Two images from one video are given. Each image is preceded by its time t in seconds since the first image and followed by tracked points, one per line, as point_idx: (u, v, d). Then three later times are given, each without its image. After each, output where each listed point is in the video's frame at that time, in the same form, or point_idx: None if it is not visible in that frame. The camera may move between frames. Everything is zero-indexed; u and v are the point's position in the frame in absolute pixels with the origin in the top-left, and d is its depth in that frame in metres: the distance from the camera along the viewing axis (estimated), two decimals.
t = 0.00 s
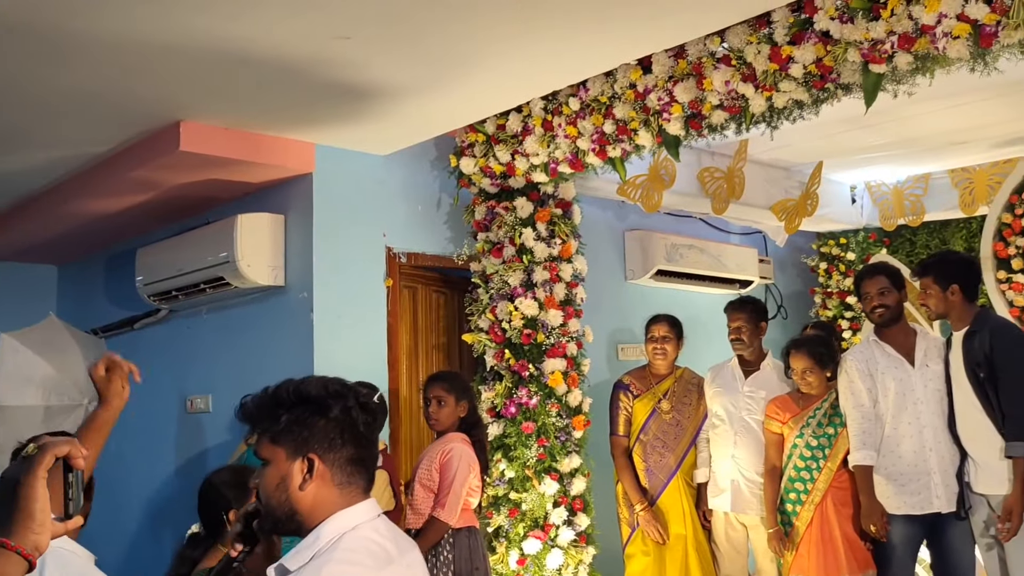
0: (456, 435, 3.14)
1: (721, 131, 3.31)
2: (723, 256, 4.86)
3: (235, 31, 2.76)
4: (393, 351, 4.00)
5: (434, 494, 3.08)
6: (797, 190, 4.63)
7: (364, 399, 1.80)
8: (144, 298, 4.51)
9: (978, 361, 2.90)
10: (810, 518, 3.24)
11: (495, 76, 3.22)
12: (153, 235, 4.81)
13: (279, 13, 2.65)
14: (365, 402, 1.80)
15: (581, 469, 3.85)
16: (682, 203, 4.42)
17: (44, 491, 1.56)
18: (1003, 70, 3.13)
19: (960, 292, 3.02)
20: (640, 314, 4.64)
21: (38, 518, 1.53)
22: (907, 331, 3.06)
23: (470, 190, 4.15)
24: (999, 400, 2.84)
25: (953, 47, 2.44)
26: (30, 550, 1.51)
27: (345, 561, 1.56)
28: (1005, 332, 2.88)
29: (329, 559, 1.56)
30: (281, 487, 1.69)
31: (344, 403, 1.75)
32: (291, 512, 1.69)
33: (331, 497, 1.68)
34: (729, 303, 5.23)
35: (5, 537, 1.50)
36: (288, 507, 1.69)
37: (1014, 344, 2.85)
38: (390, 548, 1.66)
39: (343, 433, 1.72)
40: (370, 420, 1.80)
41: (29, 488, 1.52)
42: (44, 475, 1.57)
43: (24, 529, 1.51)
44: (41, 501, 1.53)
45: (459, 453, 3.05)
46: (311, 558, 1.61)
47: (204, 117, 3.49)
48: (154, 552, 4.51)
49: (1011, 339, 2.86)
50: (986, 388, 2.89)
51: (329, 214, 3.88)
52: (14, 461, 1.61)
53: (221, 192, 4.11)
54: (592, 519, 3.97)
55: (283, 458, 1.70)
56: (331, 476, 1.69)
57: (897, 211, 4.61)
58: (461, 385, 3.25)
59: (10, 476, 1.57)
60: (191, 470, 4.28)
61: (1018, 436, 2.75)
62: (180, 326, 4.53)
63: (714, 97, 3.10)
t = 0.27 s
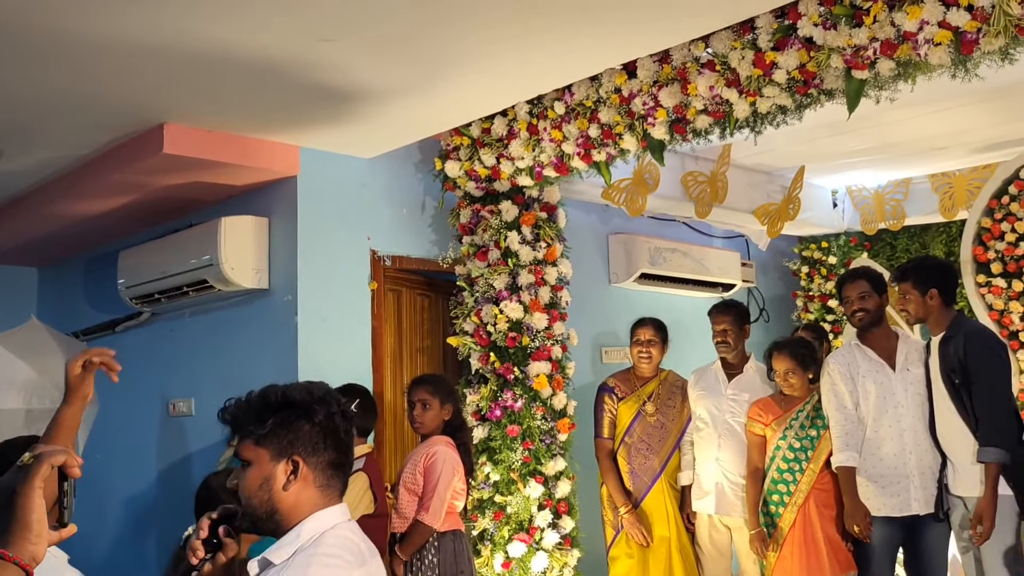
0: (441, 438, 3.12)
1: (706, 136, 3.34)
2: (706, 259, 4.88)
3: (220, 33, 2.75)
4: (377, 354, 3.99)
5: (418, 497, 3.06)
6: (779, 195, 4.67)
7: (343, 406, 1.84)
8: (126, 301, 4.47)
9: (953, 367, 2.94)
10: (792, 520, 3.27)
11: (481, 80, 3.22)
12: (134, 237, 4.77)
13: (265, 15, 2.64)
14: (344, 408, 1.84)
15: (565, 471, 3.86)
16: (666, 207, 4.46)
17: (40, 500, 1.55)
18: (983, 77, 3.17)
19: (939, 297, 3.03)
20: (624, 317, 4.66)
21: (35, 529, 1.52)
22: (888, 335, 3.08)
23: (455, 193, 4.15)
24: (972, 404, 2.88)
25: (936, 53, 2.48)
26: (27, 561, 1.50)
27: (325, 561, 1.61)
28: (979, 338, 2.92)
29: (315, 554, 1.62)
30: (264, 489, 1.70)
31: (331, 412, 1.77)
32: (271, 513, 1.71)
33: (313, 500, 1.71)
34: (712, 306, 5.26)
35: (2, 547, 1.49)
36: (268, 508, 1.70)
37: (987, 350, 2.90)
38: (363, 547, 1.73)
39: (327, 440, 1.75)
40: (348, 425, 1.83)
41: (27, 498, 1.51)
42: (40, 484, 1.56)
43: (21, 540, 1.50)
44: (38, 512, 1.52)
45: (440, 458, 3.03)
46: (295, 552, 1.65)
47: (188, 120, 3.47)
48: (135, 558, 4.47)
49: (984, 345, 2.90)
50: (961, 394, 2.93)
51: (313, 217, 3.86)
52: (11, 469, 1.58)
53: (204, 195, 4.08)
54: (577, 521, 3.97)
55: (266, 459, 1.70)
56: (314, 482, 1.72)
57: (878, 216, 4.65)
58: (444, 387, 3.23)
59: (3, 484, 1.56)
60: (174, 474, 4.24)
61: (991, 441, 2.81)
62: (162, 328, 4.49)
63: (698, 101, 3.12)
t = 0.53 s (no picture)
0: (433, 439, 3.10)
1: (698, 137, 3.35)
2: (697, 260, 4.89)
3: (213, 32, 2.74)
4: (368, 354, 3.98)
5: (410, 498, 3.04)
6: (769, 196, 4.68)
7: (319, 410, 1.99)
8: (115, 301, 4.43)
9: (944, 371, 2.92)
10: (782, 520, 3.28)
11: (474, 80, 3.22)
12: (123, 237, 4.74)
13: (258, 14, 2.63)
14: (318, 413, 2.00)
15: (557, 472, 3.85)
16: (656, 206, 4.46)
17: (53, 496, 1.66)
18: (974, 78, 3.19)
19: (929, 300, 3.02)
20: (615, 318, 4.67)
21: (48, 525, 1.64)
22: (881, 336, 3.11)
23: (447, 193, 4.14)
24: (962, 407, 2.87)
25: (927, 54, 2.50)
26: (42, 556, 1.63)
27: (308, 539, 1.74)
28: (969, 341, 2.90)
29: (297, 532, 1.74)
30: (260, 484, 1.80)
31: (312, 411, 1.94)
32: (261, 508, 1.81)
33: (301, 493, 1.85)
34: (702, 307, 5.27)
35: (17, 543, 1.62)
36: (260, 503, 1.80)
37: (977, 354, 2.88)
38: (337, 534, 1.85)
39: (312, 437, 1.89)
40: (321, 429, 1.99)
41: (40, 495, 1.63)
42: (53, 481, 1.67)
43: (35, 536, 1.62)
44: (51, 509, 1.64)
45: (432, 459, 3.01)
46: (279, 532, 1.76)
47: (179, 119, 3.45)
48: (122, 561, 4.43)
49: (974, 348, 2.88)
50: (951, 396, 2.92)
51: (305, 217, 3.84)
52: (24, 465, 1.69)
53: (195, 194, 4.06)
54: (568, 522, 3.97)
55: (262, 454, 1.81)
56: (303, 477, 1.85)
57: (868, 217, 4.69)
58: (438, 388, 3.22)
59: (19, 481, 1.66)
60: (163, 476, 4.21)
61: (978, 444, 2.78)
62: (152, 329, 4.46)
63: (691, 102, 3.13)
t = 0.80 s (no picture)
0: (429, 443, 3.05)
1: (697, 138, 3.34)
2: (693, 261, 4.89)
3: (209, 32, 2.72)
4: (365, 357, 3.96)
5: (402, 502, 2.97)
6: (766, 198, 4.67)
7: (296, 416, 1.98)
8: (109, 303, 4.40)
9: (949, 375, 2.80)
10: (782, 523, 3.27)
11: (472, 80, 3.21)
12: (116, 238, 4.70)
13: (255, 14, 2.61)
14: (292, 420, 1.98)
15: (555, 475, 3.83)
16: (653, 209, 4.39)
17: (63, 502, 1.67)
18: (975, 79, 3.18)
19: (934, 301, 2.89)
20: (612, 320, 4.65)
21: (60, 530, 1.64)
22: (884, 338, 3.08)
23: (444, 195, 4.12)
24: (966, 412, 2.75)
25: (928, 55, 2.50)
26: (53, 561, 1.62)
27: (310, 531, 1.77)
28: (976, 346, 2.76)
29: (302, 526, 1.76)
30: (249, 490, 1.80)
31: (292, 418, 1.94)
32: (250, 515, 1.79)
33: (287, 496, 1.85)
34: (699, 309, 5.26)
35: (29, 547, 1.62)
36: (249, 511, 1.79)
37: (984, 359, 2.74)
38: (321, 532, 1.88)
39: (292, 445, 1.89)
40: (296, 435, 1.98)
41: (52, 500, 1.63)
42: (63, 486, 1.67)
43: (46, 541, 1.62)
44: (61, 514, 1.64)
45: (424, 464, 2.94)
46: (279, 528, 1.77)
47: (174, 119, 3.43)
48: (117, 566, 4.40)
49: (979, 353, 2.74)
50: (956, 400, 2.80)
51: (300, 218, 3.82)
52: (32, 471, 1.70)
53: (190, 195, 4.03)
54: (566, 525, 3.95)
55: (249, 457, 1.81)
56: (288, 483, 1.85)
57: (864, 218, 4.70)
58: (436, 391, 3.17)
59: (28, 486, 1.67)
60: (158, 481, 4.18)
61: (981, 450, 2.67)
62: (146, 332, 4.43)
63: (690, 103, 3.12)
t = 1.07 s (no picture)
0: (427, 447, 2.98)
1: (700, 138, 3.31)
2: (694, 262, 4.86)
3: (207, 33, 2.68)
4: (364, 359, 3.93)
5: (399, 506, 2.93)
6: (767, 199, 4.64)
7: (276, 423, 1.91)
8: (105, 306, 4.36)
9: (970, 376, 2.77)
10: (786, 526, 3.23)
11: (473, 80, 3.18)
12: (113, 241, 4.66)
13: (254, 14, 2.58)
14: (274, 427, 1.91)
15: (557, 478, 3.79)
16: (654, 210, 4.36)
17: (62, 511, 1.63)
18: (982, 78, 3.15)
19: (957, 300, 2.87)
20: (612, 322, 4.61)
21: (58, 539, 1.60)
22: (894, 340, 3.03)
23: (444, 196, 4.09)
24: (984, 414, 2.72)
25: (935, 53, 2.48)
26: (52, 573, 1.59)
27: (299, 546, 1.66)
28: (1000, 347, 2.75)
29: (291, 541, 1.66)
30: (227, 502, 1.70)
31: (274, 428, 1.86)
32: (226, 526, 1.69)
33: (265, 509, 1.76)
34: (699, 311, 5.23)
35: (26, 560, 1.59)
36: (226, 521, 1.69)
37: (1007, 361, 2.72)
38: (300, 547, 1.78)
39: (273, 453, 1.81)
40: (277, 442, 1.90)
41: (51, 510, 1.60)
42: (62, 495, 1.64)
43: (45, 552, 1.59)
44: (60, 523, 1.61)
45: (421, 471, 2.88)
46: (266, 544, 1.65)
47: (171, 121, 3.39)
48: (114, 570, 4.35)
49: (1004, 355, 2.73)
50: (974, 401, 2.77)
51: (299, 220, 3.78)
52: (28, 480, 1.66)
53: (187, 197, 3.99)
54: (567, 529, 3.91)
55: (229, 465, 1.72)
56: (267, 495, 1.77)
57: (865, 219, 4.70)
58: (436, 396, 3.10)
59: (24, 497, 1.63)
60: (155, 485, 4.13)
61: (995, 453, 2.66)
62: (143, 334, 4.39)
63: (693, 103, 3.10)
